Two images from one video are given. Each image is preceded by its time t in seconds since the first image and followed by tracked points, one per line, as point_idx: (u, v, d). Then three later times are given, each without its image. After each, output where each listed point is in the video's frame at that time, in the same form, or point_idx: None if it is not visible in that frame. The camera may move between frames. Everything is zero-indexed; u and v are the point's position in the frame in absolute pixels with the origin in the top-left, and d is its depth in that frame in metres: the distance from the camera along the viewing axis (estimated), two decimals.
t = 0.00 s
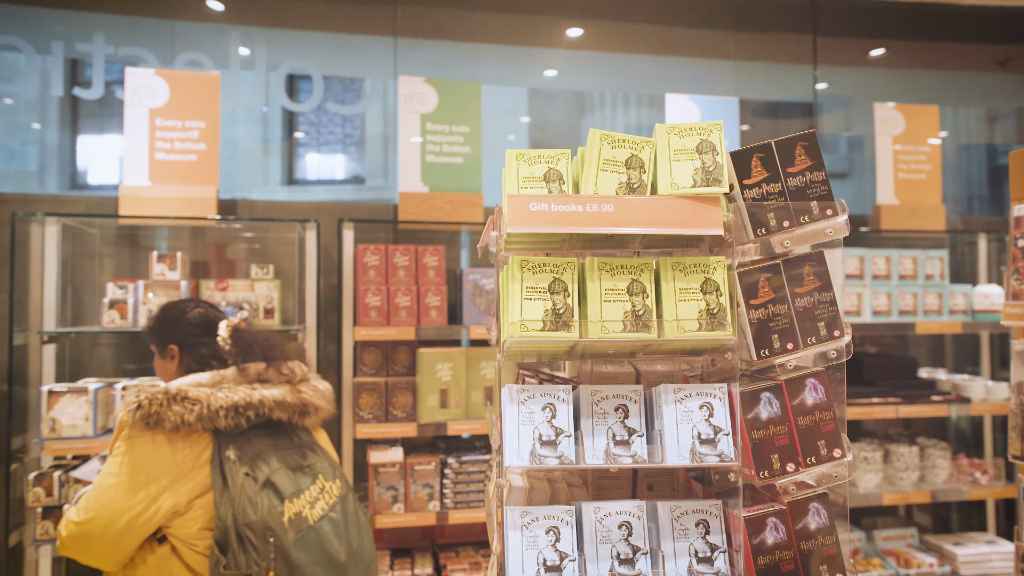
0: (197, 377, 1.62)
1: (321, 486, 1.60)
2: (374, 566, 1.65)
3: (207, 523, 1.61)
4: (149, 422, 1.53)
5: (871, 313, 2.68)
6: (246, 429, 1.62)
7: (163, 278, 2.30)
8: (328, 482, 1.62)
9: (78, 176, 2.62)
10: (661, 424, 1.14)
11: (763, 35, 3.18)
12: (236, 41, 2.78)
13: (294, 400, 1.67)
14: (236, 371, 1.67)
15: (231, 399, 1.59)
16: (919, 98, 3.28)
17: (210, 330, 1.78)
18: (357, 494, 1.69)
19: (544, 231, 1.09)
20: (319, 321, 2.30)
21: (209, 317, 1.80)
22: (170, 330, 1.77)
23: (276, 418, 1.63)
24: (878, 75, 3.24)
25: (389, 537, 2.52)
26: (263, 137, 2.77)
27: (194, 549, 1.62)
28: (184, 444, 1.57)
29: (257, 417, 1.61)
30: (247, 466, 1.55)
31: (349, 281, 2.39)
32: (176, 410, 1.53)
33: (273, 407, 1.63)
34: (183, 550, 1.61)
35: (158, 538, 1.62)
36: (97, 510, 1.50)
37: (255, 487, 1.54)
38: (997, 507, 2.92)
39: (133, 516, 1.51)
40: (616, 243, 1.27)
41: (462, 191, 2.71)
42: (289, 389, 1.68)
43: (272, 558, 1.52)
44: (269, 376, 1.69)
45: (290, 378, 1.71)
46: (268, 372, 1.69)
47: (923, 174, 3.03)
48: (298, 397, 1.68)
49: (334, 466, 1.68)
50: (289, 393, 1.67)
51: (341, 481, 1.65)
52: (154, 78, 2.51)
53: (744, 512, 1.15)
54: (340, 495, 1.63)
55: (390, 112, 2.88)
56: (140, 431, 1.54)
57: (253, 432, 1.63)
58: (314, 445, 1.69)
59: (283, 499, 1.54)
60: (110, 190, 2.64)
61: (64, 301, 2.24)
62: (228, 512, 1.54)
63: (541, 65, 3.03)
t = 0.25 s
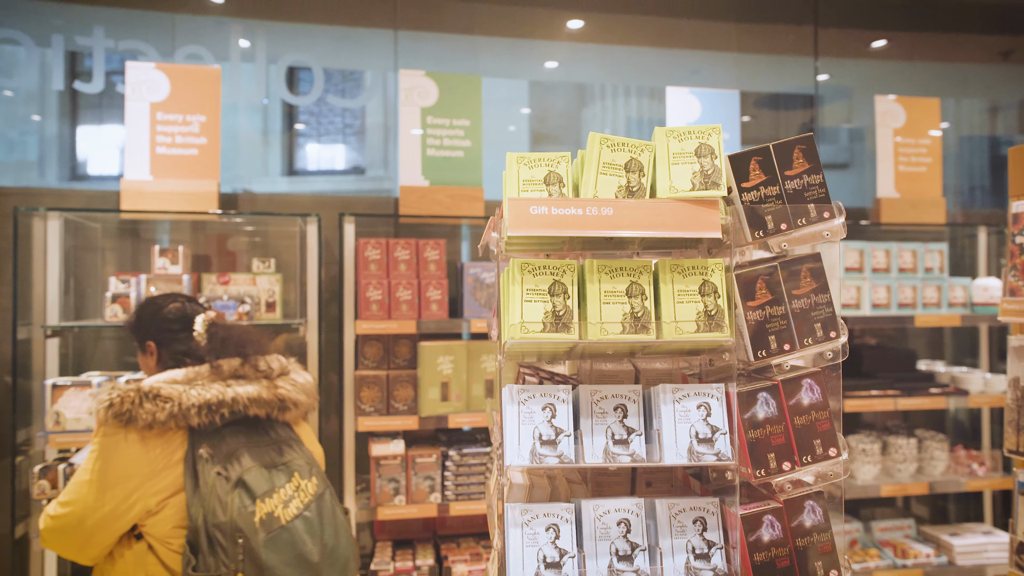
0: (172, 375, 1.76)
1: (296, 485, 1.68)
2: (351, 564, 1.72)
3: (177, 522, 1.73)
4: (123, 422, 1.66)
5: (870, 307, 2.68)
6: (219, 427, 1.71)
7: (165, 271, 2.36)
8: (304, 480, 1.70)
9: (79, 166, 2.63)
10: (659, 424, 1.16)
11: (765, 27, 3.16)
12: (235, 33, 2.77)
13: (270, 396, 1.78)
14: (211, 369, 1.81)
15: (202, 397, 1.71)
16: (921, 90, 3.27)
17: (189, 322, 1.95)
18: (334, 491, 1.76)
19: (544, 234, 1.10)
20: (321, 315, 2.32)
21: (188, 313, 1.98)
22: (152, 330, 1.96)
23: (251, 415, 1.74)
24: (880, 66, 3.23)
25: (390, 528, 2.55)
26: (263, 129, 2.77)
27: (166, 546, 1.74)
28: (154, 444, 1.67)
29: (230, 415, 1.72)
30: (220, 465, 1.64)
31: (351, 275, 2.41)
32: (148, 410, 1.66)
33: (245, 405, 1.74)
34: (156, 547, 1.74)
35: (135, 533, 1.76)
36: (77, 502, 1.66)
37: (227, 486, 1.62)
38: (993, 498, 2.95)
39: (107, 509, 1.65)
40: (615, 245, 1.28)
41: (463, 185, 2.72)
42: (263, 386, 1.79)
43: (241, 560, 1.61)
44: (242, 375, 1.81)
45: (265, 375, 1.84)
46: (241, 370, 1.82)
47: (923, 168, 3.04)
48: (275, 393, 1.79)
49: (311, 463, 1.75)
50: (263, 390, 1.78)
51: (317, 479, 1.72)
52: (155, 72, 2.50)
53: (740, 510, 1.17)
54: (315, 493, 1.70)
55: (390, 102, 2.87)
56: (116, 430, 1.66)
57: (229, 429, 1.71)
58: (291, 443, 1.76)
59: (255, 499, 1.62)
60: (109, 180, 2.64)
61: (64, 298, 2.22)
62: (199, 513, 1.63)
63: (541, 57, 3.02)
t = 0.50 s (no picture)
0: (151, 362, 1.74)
1: (270, 479, 1.66)
2: (324, 562, 1.70)
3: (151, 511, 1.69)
4: (97, 409, 1.63)
5: (870, 297, 2.69)
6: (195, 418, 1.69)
7: (167, 262, 2.31)
8: (279, 475, 1.68)
9: (78, 159, 2.62)
10: (663, 406, 1.16)
11: (766, 17, 3.15)
12: (235, 23, 2.76)
13: (249, 387, 1.76)
14: (189, 360, 1.77)
15: (178, 386, 1.69)
16: (923, 81, 3.26)
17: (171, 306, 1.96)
18: (310, 486, 1.74)
19: (548, 216, 1.10)
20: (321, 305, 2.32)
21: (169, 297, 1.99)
22: (135, 315, 1.93)
23: (229, 406, 1.72)
24: (882, 58, 3.22)
25: (391, 518, 2.56)
26: (263, 120, 2.76)
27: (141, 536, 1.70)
28: (129, 432, 1.65)
29: (206, 405, 1.70)
30: (193, 457, 1.62)
31: (352, 265, 2.40)
32: (123, 397, 1.64)
33: (224, 395, 1.71)
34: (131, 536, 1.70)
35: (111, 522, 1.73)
36: (52, 489, 1.64)
37: (199, 478, 1.61)
38: (993, 489, 2.96)
39: (81, 496, 1.63)
40: (617, 229, 1.28)
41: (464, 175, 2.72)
42: (243, 376, 1.77)
43: (207, 556, 1.58)
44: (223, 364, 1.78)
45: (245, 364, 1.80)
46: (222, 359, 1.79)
47: (925, 158, 3.00)
48: (253, 384, 1.77)
49: (288, 457, 1.74)
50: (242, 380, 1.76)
51: (293, 473, 1.71)
52: (155, 61, 2.49)
53: (743, 491, 1.18)
54: (290, 488, 1.68)
55: (390, 94, 2.86)
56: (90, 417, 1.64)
57: (204, 421, 1.70)
58: (268, 436, 1.75)
59: (227, 492, 1.60)
60: (108, 173, 2.64)
61: (66, 288, 2.24)
62: (170, 504, 1.61)
63: (542, 48, 3.01)
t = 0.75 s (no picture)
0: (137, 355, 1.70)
1: (255, 476, 1.65)
2: (307, 562, 1.69)
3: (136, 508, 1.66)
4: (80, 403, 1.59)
5: (870, 291, 2.69)
6: (183, 412, 1.68)
7: (168, 256, 2.30)
8: (264, 472, 1.67)
9: (77, 155, 2.62)
10: (665, 393, 1.17)
11: (767, 12, 3.15)
12: (236, 17, 2.76)
13: (235, 382, 1.73)
14: (176, 353, 1.74)
15: (163, 380, 1.65)
16: (923, 77, 3.26)
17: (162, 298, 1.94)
18: (295, 484, 1.74)
19: (551, 203, 1.10)
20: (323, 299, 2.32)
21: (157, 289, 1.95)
22: (124, 308, 1.90)
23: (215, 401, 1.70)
24: (882, 53, 3.22)
25: (392, 512, 2.57)
26: (263, 116, 2.76)
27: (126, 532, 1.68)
28: (116, 425, 1.63)
29: (192, 400, 1.68)
30: (177, 452, 1.62)
31: (353, 259, 2.41)
32: (108, 391, 1.60)
33: (209, 391, 1.69)
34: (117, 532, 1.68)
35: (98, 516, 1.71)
36: (37, 482, 1.61)
37: (181, 474, 1.60)
38: (992, 482, 2.97)
39: (69, 489, 1.61)
40: (620, 217, 1.29)
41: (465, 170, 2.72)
42: (229, 372, 1.74)
43: (186, 553, 1.56)
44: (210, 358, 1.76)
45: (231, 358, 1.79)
46: (211, 353, 1.77)
47: (924, 153, 3.02)
48: (240, 379, 1.74)
49: (275, 455, 1.73)
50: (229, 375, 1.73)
51: (278, 471, 1.70)
52: (156, 55, 2.49)
53: (744, 478, 1.19)
54: (274, 486, 1.67)
55: (390, 91, 2.86)
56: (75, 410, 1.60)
57: (190, 416, 1.68)
58: (254, 432, 1.74)
59: (209, 489, 1.59)
60: (107, 170, 2.64)
61: (68, 282, 2.24)
62: (152, 500, 1.59)
63: (543, 42, 3.01)
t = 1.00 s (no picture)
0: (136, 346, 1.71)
1: (249, 469, 1.66)
2: (299, 554, 1.70)
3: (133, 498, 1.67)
4: (78, 393, 1.61)
5: (871, 285, 2.69)
6: (180, 404, 1.69)
7: (169, 249, 2.31)
8: (258, 466, 1.68)
9: (77, 148, 2.62)
10: (667, 386, 1.18)
11: (769, 4, 3.14)
12: (237, 9, 2.75)
13: (232, 375, 1.74)
14: (173, 344, 1.74)
15: (159, 372, 1.66)
16: (925, 69, 3.25)
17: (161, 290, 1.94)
18: (290, 478, 1.74)
19: (555, 196, 1.11)
20: (324, 292, 2.33)
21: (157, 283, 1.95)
22: (124, 300, 1.91)
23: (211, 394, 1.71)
24: (885, 45, 3.21)
25: (393, 504, 2.58)
26: (263, 109, 2.76)
27: (124, 522, 1.68)
28: (114, 416, 1.64)
29: (189, 392, 1.69)
30: (172, 445, 1.62)
31: (354, 252, 2.41)
32: (106, 382, 1.61)
33: (205, 384, 1.70)
34: (115, 522, 1.68)
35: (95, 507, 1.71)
36: (34, 473, 1.61)
37: (176, 466, 1.60)
38: (991, 475, 2.98)
39: (66, 479, 1.61)
40: (623, 211, 1.29)
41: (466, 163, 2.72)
42: (227, 365, 1.75)
43: (179, 544, 1.57)
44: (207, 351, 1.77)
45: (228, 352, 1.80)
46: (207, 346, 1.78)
47: (926, 147, 3.00)
48: (237, 373, 1.75)
49: (270, 448, 1.74)
50: (225, 368, 1.74)
51: (273, 465, 1.70)
52: (157, 47, 2.48)
53: (745, 469, 1.19)
54: (268, 479, 1.68)
55: (390, 84, 2.86)
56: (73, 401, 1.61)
57: (187, 408, 1.69)
58: (250, 426, 1.75)
59: (203, 482, 1.60)
60: (107, 163, 2.64)
61: (70, 274, 2.24)
62: (147, 492, 1.60)
63: (544, 35, 3.00)
